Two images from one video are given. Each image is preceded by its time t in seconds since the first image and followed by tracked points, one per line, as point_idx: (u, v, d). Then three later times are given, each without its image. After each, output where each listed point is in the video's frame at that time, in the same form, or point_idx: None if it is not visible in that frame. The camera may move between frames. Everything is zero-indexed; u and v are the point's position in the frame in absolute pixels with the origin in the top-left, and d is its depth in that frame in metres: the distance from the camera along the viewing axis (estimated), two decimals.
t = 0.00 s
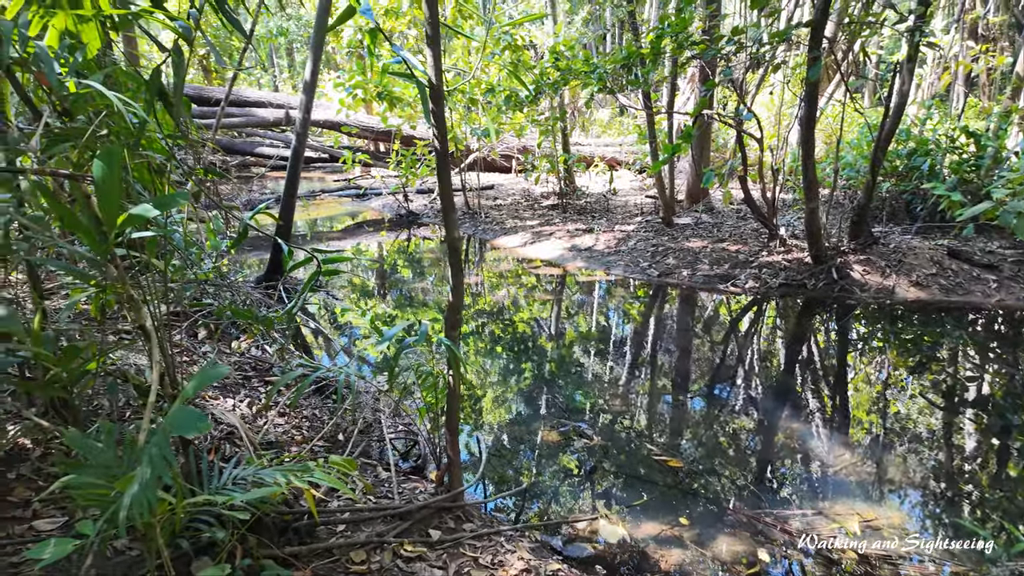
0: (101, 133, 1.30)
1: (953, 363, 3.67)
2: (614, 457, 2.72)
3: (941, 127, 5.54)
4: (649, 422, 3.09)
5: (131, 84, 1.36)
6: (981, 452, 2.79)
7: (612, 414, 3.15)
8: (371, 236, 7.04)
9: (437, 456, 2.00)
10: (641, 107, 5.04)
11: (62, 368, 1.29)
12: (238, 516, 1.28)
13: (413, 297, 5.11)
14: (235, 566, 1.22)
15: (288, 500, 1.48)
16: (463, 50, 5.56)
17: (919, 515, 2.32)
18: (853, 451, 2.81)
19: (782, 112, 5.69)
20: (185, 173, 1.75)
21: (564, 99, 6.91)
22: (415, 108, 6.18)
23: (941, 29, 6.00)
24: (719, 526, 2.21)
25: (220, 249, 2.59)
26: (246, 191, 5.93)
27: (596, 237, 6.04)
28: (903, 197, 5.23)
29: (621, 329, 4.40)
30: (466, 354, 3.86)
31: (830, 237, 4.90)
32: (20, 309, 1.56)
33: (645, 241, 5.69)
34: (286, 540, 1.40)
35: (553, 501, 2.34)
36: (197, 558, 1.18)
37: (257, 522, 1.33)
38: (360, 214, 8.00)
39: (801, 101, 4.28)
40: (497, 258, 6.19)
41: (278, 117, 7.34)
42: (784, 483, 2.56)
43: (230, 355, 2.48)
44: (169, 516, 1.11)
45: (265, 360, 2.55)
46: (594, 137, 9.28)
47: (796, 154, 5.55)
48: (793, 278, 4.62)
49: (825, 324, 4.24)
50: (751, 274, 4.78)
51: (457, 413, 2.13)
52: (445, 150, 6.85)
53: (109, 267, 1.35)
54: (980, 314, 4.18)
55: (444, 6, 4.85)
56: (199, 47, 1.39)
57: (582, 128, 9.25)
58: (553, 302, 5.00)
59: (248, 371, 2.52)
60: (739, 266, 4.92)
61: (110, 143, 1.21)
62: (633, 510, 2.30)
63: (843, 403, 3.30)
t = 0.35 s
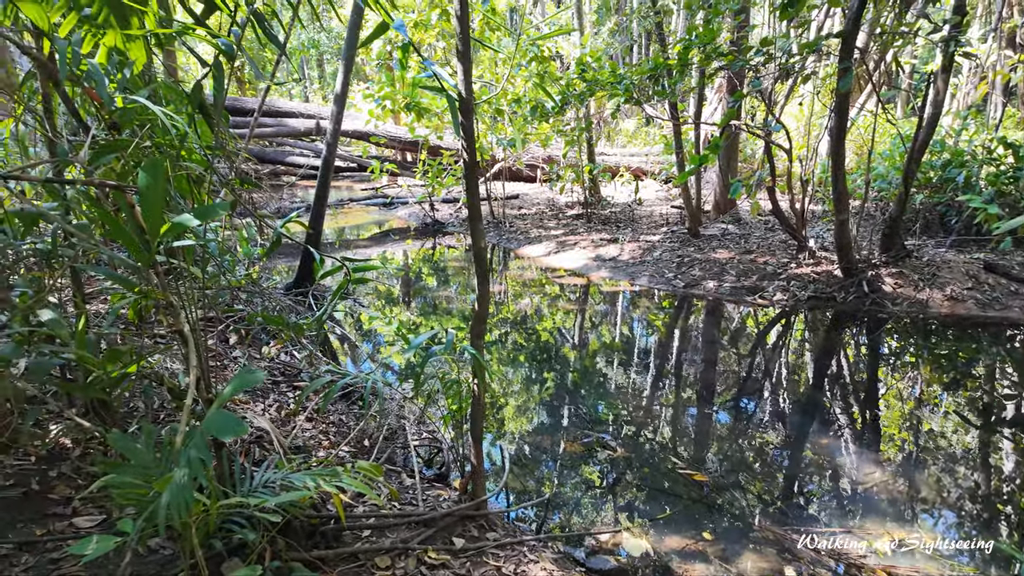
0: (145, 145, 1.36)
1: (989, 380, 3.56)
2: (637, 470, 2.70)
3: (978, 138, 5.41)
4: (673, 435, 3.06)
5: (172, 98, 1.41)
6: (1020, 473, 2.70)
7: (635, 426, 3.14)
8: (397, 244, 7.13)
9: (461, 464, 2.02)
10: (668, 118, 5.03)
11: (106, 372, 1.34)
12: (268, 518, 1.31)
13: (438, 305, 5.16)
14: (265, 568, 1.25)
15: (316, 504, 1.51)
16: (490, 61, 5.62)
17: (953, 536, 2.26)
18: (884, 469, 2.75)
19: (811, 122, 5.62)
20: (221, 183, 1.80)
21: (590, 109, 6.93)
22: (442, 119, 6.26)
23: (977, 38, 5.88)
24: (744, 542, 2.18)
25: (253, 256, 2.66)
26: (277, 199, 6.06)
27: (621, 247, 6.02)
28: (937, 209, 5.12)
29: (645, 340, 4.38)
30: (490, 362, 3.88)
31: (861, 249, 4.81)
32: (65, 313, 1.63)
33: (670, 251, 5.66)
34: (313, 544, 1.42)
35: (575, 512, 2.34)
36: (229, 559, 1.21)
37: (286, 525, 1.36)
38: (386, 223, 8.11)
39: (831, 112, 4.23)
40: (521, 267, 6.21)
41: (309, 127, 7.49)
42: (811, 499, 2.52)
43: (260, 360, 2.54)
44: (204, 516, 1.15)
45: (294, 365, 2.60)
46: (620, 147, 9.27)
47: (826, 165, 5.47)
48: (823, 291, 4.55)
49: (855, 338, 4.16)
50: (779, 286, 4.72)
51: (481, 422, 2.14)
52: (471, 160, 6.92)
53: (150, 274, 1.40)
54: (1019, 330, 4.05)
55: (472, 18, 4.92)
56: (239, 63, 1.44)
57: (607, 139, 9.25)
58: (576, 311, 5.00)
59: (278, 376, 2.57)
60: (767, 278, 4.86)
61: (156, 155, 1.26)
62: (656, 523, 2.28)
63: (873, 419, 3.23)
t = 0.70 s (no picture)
0: (176, 155, 1.39)
1: (1019, 395, 3.47)
2: (655, 482, 2.68)
3: (1006, 148, 5.31)
4: (691, 446, 3.04)
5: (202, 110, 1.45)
6: None
7: (652, 437, 3.12)
8: (416, 252, 7.19)
9: (479, 472, 2.02)
10: (688, 127, 5.02)
11: (136, 376, 1.37)
12: (290, 522, 1.33)
13: (456, 313, 5.19)
14: (285, 572, 1.26)
15: (336, 509, 1.53)
16: (510, 72, 5.67)
17: (981, 555, 2.21)
18: (909, 485, 2.69)
19: (834, 132, 5.56)
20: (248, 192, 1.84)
21: (609, 119, 6.94)
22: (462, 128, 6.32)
23: (1005, 46, 5.78)
24: (764, 556, 2.16)
25: (276, 263, 2.71)
26: (299, 206, 6.16)
27: (639, 256, 6.00)
28: (964, 219, 5.03)
29: (663, 350, 4.35)
30: (507, 370, 3.89)
31: (885, 260, 4.73)
32: (96, 318, 1.68)
33: (690, 261, 5.63)
34: (333, 549, 1.43)
35: (592, 523, 2.33)
36: (251, 561, 1.23)
37: (307, 530, 1.38)
38: (406, 231, 8.18)
39: (854, 122, 4.18)
40: (539, 276, 6.22)
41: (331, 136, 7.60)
42: (833, 514, 2.48)
43: (281, 366, 2.58)
44: (227, 519, 1.17)
45: (315, 371, 2.64)
46: (639, 156, 9.27)
47: (849, 175, 5.41)
48: (846, 302, 4.49)
49: (879, 351, 4.09)
50: (801, 298, 4.66)
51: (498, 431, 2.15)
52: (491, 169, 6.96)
53: (179, 281, 1.44)
54: None
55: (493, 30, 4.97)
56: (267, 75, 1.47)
57: (627, 148, 9.24)
58: (594, 320, 4.99)
59: (299, 382, 2.61)
60: (788, 289, 4.80)
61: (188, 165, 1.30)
62: (675, 536, 2.26)
63: (898, 433, 3.17)
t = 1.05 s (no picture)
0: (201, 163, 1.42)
1: None
2: (670, 492, 2.65)
3: None
4: (707, 456, 3.01)
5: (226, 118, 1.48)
6: None
7: (667, 446, 3.09)
8: (431, 259, 7.22)
9: (494, 479, 2.02)
10: (704, 135, 5.00)
11: (158, 379, 1.39)
12: (307, 525, 1.34)
13: (470, 319, 5.20)
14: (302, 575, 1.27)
15: (352, 514, 1.54)
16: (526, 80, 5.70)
17: (1005, 570, 2.16)
18: (930, 499, 2.64)
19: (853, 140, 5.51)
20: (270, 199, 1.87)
21: (625, 126, 6.95)
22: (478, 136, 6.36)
23: None
24: (780, 568, 2.13)
25: (294, 269, 2.74)
26: (317, 213, 6.23)
27: (655, 263, 5.98)
28: (987, 229, 4.94)
29: (678, 359, 4.33)
30: (521, 378, 3.89)
31: (906, 270, 4.67)
32: (120, 322, 1.71)
33: (706, 269, 5.60)
34: (349, 553, 1.44)
35: (606, 531, 2.32)
36: (270, 564, 1.24)
37: (324, 533, 1.39)
38: (422, 238, 8.23)
39: (873, 130, 4.14)
40: (553, 283, 6.22)
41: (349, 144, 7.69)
42: (852, 526, 2.44)
43: (299, 371, 2.61)
44: (246, 521, 1.19)
45: (331, 377, 2.66)
46: (655, 164, 9.24)
47: (868, 183, 5.35)
48: (865, 312, 4.43)
49: (900, 361, 4.02)
50: (819, 307, 4.61)
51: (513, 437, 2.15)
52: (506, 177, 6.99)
53: (201, 286, 1.46)
54: None
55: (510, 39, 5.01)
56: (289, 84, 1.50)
57: (642, 156, 9.23)
58: (609, 328, 4.98)
59: (316, 387, 2.64)
60: (806, 298, 4.75)
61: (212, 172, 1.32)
62: (690, 547, 2.24)
63: (919, 446, 3.11)
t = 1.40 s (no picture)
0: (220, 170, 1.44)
1: None
2: (684, 501, 2.63)
3: None
4: (720, 465, 2.99)
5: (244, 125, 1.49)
6: None
7: (681, 454, 3.07)
8: (444, 265, 7.25)
9: (506, 485, 2.02)
10: (718, 142, 4.98)
11: (177, 383, 1.40)
12: (320, 529, 1.35)
13: (483, 325, 5.21)
14: None
15: (365, 518, 1.55)
16: (540, 87, 5.72)
17: None
18: (949, 511, 2.60)
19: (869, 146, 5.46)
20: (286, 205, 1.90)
21: (638, 133, 6.94)
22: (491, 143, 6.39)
23: None
24: None
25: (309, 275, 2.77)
26: (332, 218, 6.29)
27: (668, 270, 5.95)
28: (1007, 237, 4.86)
29: (692, 366, 4.30)
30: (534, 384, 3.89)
31: (924, 278, 4.60)
32: (139, 326, 1.73)
33: (720, 276, 5.56)
34: (362, 557, 1.45)
35: (618, 539, 2.30)
36: (284, 566, 1.25)
37: (337, 537, 1.40)
38: (435, 244, 8.27)
39: (890, 137, 4.11)
40: (566, 289, 6.21)
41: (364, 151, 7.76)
42: (869, 537, 2.41)
43: (313, 376, 2.63)
44: (261, 523, 1.20)
45: (345, 381, 2.68)
46: (668, 171, 9.22)
47: (885, 190, 5.29)
48: (882, 320, 4.38)
49: (917, 371, 3.97)
50: (835, 315, 4.57)
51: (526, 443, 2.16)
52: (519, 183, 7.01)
53: (219, 290, 1.47)
54: None
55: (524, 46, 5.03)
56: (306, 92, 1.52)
57: (655, 163, 9.21)
58: (621, 335, 4.96)
59: (329, 391, 2.65)
60: (821, 306, 4.71)
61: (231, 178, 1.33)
62: (704, 556, 2.22)
63: (937, 457, 3.07)
